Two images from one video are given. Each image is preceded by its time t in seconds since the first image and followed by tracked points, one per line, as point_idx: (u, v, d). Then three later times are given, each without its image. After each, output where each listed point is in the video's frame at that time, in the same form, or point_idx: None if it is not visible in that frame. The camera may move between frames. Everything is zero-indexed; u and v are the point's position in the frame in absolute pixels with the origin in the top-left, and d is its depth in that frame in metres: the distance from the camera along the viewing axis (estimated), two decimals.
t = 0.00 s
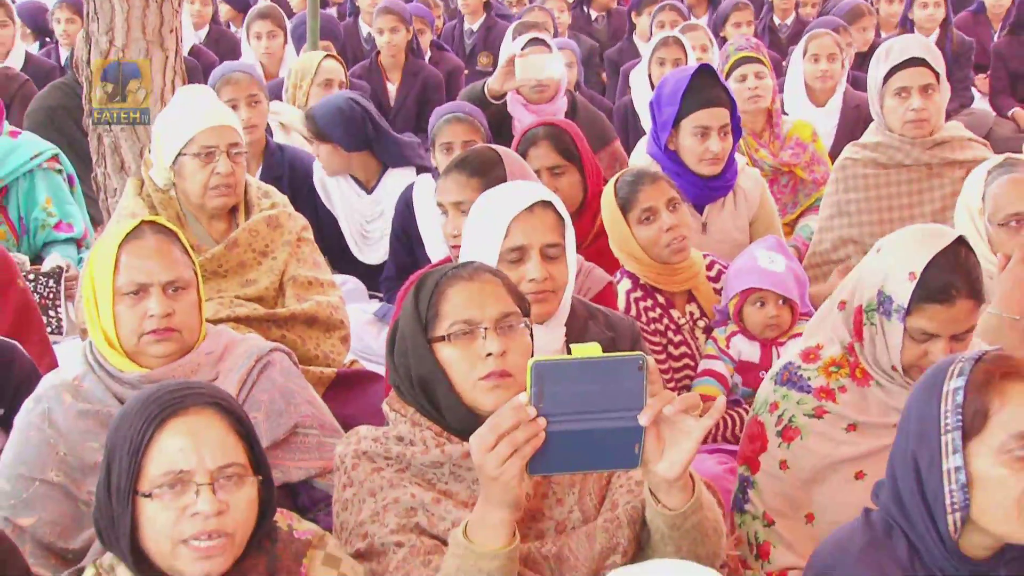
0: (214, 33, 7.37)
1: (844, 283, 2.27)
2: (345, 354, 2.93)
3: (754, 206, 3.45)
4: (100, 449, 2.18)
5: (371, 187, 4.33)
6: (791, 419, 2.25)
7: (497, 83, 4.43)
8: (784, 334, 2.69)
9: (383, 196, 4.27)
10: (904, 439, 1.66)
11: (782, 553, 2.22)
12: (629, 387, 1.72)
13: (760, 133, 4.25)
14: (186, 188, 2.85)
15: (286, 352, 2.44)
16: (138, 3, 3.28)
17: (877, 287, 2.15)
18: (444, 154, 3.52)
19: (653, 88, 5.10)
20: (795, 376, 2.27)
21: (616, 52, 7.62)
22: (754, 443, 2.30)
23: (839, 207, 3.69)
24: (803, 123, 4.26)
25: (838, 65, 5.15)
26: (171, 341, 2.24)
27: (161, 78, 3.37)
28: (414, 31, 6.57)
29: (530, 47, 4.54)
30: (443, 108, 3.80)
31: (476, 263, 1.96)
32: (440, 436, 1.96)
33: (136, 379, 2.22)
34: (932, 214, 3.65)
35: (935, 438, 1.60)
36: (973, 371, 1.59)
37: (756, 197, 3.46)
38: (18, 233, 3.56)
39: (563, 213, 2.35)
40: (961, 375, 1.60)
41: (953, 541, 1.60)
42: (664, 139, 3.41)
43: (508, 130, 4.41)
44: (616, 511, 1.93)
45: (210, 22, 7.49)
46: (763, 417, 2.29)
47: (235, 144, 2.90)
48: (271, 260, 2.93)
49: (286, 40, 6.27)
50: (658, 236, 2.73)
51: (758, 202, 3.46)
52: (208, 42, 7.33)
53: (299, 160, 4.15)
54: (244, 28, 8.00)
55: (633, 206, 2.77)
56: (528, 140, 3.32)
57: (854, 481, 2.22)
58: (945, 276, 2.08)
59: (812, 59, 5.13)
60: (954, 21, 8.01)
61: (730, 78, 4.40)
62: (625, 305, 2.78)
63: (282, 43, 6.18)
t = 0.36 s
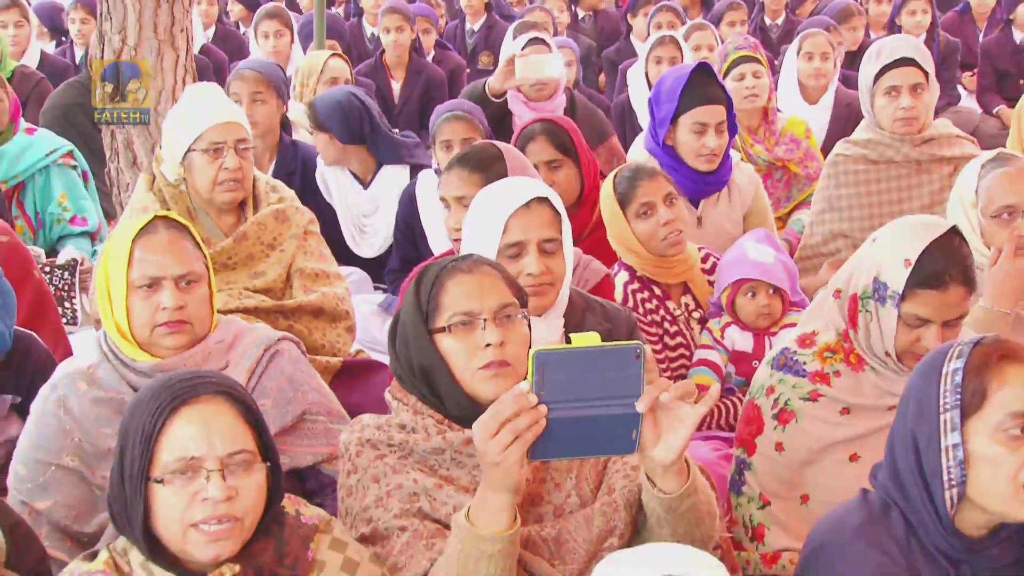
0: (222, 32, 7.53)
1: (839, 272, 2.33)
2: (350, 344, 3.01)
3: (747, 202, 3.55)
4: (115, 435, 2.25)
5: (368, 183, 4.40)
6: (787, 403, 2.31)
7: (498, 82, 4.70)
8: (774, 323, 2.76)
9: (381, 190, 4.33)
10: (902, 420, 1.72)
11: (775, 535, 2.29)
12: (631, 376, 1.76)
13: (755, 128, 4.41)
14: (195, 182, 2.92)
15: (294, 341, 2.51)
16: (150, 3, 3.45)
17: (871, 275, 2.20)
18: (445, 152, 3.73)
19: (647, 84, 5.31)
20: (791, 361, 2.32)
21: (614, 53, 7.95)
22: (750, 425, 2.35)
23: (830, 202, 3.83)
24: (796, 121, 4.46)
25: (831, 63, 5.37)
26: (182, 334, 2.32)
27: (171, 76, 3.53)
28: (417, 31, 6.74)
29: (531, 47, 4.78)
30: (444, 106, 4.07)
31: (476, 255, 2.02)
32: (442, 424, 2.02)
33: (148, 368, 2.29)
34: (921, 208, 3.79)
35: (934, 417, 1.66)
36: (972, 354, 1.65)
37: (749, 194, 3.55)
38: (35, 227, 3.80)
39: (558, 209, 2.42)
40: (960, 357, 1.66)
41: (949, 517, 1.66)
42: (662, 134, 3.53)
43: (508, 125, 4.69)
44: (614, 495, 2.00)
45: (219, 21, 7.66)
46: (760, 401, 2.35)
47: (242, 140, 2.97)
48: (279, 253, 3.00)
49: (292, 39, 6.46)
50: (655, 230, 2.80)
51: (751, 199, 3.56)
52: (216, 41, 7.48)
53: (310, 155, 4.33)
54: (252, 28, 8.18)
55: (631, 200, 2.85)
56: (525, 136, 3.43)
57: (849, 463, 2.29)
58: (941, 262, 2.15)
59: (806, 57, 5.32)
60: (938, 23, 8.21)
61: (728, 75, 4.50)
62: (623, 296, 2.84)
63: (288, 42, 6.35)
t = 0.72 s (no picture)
0: (229, 31, 7.69)
1: (806, 265, 2.40)
2: (354, 332, 3.09)
3: (738, 194, 3.67)
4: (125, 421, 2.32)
5: (370, 173, 4.44)
6: (761, 394, 2.39)
7: (497, 79, 4.87)
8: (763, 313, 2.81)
9: (383, 181, 4.38)
10: (902, 400, 1.76)
11: (758, 521, 2.36)
12: (625, 362, 1.79)
13: (750, 125, 4.53)
14: (200, 177, 3.00)
15: (298, 329, 2.59)
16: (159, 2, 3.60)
17: (830, 268, 2.29)
18: (446, 147, 3.83)
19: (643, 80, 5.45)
20: (762, 354, 2.40)
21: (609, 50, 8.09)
22: (728, 418, 2.43)
23: (819, 195, 3.98)
24: (787, 117, 4.65)
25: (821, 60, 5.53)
26: (189, 323, 2.38)
27: (181, 73, 3.68)
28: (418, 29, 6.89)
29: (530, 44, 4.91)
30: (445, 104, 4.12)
31: (475, 248, 2.07)
32: (442, 410, 2.07)
33: (157, 357, 2.36)
34: (907, 200, 3.90)
35: (933, 398, 1.69)
36: (972, 337, 1.69)
37: (741, 185, 3.68)
38: (49, 219, 3.92)
39: (570, 200, 2.48)
40: (961, 340, 1.70)
41: (943, 495, 1.70)
42: (656, 129, 3.61)
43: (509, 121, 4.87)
44: (609, 477, 2.07)
45: (227, 19, 7.82)
46: (736, 393, 2.43)
47: (243, 134, 3.03)
48: (285, 244, 3.08)
49: (298, 37, 6.66)
50: (651, 222, 2.88)
51: (743, 191, 3.68)
52: (224, 40, 7.65)
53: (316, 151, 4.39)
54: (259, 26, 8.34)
55: (627, 192, 2.92)
56: (524, 130, 3.51)
57: (823, 450, 2.36)
58: (893, 257, 2.22)
59: (797, 54, 5.51)
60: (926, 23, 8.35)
61: (729, 72, 4.65)
62: (618, 286, 2.92)
63: (293, 40, 6.60)
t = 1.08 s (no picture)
0: (236, 30, 7.80)
1: (801, 257, 2.47)
2: (359, 321, 3.16)
3: (730, 185, 3.76)
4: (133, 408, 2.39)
5: (371, 164, 4.52)
6: (757, 379, 2.45)
7: (497, 74, 4.98)
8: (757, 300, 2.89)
9: (384, 171, 4.47)
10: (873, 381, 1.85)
11: (752, 502, 2.42)
12: (620, 350, 1.83)
13: (742, 120, 4.67)
14: (207, 172, 3.07)
15: (300, 317, 2.67)
16: None
17: (831, 259, 2.34)
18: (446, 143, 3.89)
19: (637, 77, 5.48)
20: (760, 340, 2.46)
21: (606, 48, 8.23)
22: (725, 403, 2.50)
23: (810, 186, 4.04)
24: (779, 113, 4.77)
25: (807, 58, 5.64)
26: (193, 311, 2.45)
27: (189, 68, 3.76)
28: (420, 26, 6.99)
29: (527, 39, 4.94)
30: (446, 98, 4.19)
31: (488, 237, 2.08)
32: (442, 397, 2.08)
33: (162, 343, 2.43)
34: (894, 192, 4.01)
35: (899, 373, 1.79)
36: (935, 315, 1.79)
37: (733, 177, 3.77)
38: (62, 211, 4.04)
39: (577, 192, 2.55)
40: (923, 319, 1.79)
41: (913, 468, 1.78)
42: (652, 124, 3.70)
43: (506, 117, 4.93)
44: (605, 460, 2.14)
45: (233, 18, 7.93)
46: (732, 377, 2.50)
47: (246, 128, 3.10)
48: (291, 235, 3.14)
49: (303, 35, 6.76)
50: (645, 213, 2.98)
51: (735, 182, 3.77)
52: (231, 38, 7.76)
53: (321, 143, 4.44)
54: (266, 23, 8.45)
55: (622, 184, 3.02)
56: (521, 124, 3.59)
57: (816, 434, 2.42)
58: (893, 247, 2.29)
59: (786, 51, 5.61)
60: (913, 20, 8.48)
61: (726, 69, 4.75)
62: (614, 276, 2.99)
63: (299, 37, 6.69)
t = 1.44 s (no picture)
0: (244, 29, 7.95)
1: (796, 250, 2.54)
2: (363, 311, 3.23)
3: (724, 180, 3.84)
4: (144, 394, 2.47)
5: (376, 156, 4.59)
6: (753, 368, 2.52)
7: (497, 72, 5.05)
8: (750, 292, 2.96)
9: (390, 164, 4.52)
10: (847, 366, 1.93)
11: (746, 487, 2.49)
12: (614, 338, 1.88)
13: (733, 117, 4.74)
14: (215, 166, 3.13)
15: (304, 307, 2.74)
16: None
17: (828, 252, 2.41)
18: (449, 139, 3.95)
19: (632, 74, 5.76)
20: (756, 330, 2.53)
21: (603, 48, 8.34)
22: (721, 390, 2.57)
23: (800, 181, 4.11)
24: (770, 109, 4.91)
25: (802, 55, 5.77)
26: (200, 301, 2.51)
27: (198, 66, 3.85)
28: (422, 26, 7.10)
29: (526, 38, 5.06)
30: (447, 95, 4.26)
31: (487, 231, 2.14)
32: (445, 383, 2.14)
33: (170, 333, 2.49)
34: (882, 186, 4.07)
35: (870, 357, 1.86)
36: (904, 301, 1.86)
37: (726, 173, 3.85)
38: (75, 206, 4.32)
39: (568, 191, 2.64)
40: (892, 305, 1.87)
41: (887, 448, 1.85)
42: (648, 120, 3.79)
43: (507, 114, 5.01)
44: (601, 447, 2.20)
45: (240, 18, 8.07)
46: (729, 366, 2.57)
47: (252, 124, 3.17)
48: (297, 228, 3.22)
49: (309, 33, 6.87)
50: (641, 207, 3.05)
51: (728, 177, 3.86)
52: (239, 36, 7.91)
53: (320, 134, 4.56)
54: (273, 22, 8.59)
55: (618, 179, 3.11)
56: (522, 120, 3.68)
57: (810, 421, 2.48)
58: (887, 242, 2.37)
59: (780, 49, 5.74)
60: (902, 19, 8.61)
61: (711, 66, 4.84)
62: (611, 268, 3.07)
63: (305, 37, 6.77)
